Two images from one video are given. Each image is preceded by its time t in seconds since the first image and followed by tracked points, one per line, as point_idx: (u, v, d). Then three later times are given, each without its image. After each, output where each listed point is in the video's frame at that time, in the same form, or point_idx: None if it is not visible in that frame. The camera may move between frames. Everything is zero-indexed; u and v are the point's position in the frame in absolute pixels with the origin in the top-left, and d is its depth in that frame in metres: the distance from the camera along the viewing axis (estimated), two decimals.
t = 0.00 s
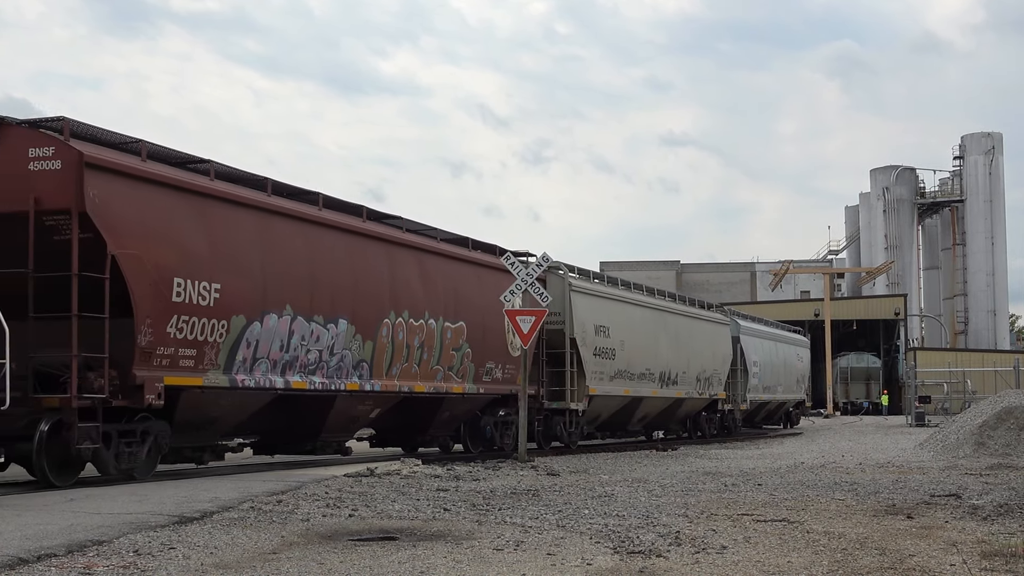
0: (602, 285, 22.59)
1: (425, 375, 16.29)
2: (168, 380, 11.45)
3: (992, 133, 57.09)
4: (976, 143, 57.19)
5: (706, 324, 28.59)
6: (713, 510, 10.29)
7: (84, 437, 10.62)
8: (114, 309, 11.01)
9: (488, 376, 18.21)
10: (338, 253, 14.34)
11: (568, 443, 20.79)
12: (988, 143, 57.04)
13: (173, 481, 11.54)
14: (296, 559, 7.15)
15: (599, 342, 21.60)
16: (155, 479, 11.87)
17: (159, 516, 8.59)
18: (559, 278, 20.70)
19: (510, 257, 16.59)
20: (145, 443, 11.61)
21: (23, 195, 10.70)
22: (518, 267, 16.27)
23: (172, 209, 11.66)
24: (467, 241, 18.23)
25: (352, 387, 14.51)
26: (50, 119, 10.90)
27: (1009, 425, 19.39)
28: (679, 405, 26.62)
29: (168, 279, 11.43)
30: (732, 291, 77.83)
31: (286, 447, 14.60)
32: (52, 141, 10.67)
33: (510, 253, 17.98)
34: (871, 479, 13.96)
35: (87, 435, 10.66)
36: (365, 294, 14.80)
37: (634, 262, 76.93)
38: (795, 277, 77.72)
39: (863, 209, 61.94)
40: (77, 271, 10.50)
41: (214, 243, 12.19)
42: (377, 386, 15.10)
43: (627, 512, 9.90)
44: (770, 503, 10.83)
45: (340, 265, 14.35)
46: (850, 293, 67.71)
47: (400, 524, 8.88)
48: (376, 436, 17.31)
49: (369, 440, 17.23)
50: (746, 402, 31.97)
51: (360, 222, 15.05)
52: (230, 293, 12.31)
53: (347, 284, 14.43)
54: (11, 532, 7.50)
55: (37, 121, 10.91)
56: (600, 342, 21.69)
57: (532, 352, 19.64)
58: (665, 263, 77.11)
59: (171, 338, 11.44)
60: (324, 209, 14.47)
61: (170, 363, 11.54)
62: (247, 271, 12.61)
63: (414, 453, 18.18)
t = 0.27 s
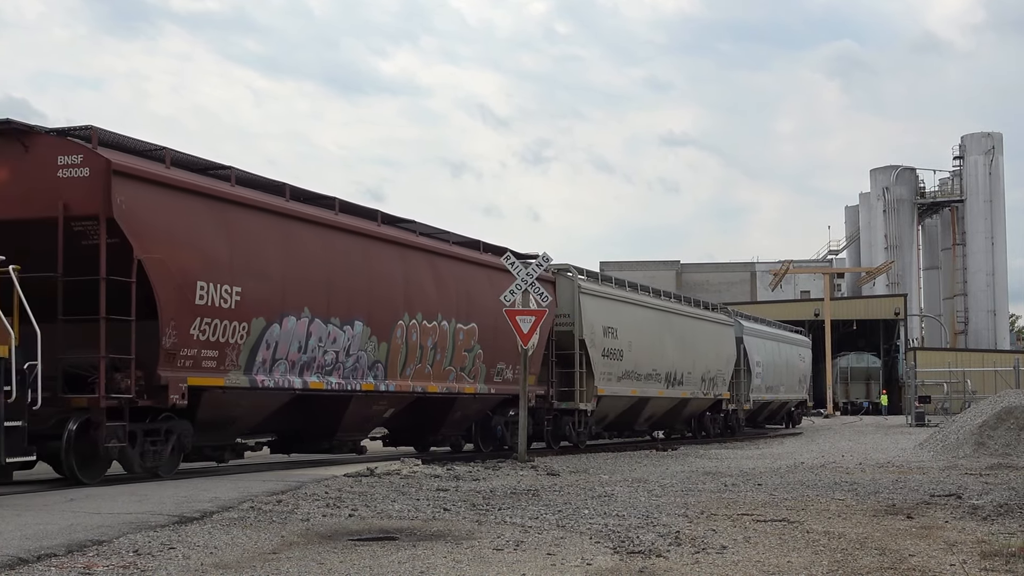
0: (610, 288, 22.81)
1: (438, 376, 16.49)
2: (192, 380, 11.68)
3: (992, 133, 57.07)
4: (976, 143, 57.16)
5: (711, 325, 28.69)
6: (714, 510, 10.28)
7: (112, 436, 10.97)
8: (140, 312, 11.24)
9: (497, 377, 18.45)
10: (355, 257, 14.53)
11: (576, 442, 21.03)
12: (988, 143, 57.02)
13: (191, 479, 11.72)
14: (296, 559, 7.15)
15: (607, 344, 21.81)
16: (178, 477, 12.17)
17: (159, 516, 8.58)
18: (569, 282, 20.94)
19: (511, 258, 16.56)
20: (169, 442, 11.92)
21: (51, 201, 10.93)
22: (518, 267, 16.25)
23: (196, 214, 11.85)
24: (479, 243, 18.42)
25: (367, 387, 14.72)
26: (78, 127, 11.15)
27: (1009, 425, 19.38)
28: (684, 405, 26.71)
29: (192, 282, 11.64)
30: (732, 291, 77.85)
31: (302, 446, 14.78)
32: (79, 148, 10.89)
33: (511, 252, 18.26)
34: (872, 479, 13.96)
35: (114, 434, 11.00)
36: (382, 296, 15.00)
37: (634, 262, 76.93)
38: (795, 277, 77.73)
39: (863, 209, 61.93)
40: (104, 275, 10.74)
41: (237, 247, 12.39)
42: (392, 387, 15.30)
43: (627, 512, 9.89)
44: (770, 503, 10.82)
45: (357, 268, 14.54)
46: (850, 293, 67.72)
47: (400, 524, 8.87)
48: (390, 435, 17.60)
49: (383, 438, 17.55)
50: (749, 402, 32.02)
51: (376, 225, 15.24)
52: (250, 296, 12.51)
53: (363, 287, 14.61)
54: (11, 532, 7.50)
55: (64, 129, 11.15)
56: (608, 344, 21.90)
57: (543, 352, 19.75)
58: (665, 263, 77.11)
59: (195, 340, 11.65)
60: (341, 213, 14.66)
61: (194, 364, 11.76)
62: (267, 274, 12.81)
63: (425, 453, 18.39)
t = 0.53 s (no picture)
0: (618, 290, 23.14)
1: (450, 377, 16.86)
2: (214, 381, 12.00)
3: (992, 133, 57.07)
4: (976, 143, 57.16)
5: (717, 326, 28.88)
6: (714, 510, 10.28)
7: (138, 434, 11.35)
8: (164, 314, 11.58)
9: (508, 378, 18.81)
10: (371, 261, 14.90)
11: (584, 442, 21.34)
12: (988, 143, 57.01)
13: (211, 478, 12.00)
14: (296, 559, 7.16)
15: (616, 345, 22.13)
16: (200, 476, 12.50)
17: (159, 516, 8.59)
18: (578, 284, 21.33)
19: (512, 258, 16.57)
20: (192, 441, 12.26)
21: (79, 208, 11.35)
22: (518, 267, 16.24)
23: (219, 220, 12.22)
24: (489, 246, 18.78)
25: (381, 387, 15.07)
26: (104, 135, 11.57)
27: (1010, 425, 19.38)
28: (690, 406, 26.91)
29: (215, 285, 11.99)
30: (732, 291, 77.85)
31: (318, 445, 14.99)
32: (106, 157, 11.29)
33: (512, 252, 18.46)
34: (872, 479, 13.97)
35: (139, 432, 11.38)
36: (396, 299, 15.37)
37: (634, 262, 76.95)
38: (796, 277, 77.73)
39: (863, 209, 61.92)
40: (130, 278, 11.10)
41: (258, 252, 12.77)
42: (406, 387, 15.65)
43: (627, 513, 9.89)
44: (770, 504, 10.82)
45: (373, 272, 14.91)
46: (851, 293, 67.73)
47: (401, 524, 8.87)
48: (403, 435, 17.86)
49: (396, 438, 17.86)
50: (753, 402, 32.07)
51: (390, 230, 15.63)
52: (271, 300, 12.88)
53: (379, 290, 14.98)
54: (11, 532, 7.51)
55: (91, 138, 11.58)
56: (617, 345, 22.22)
57: (551, 354, 20.17)
58: (666, 263, 77.13)
59: (217, 342, 11.99)
60: (357, 218, 15.06)
61: (216, 365, 12.08)
62: (287, 278, 13.17)
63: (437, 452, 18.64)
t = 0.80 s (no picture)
0: (625, 291, 23.51)
1: (462, 377, 17.05)
2: (235, 382, 12.18)
3: (992, 133, 57.04)
4: (976, 143, 57.13)
5: (720, 327, 29.23)
6: (714, 510, 10.27)
7: (161, 433, 11.50)
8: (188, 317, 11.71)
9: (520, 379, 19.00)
10: (386, 264, 15.11)
11: (592, 441, 21.84)
12: (988, 143, 56.97)
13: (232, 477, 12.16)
14: (296, 559, 7.14)
15: (623, 346, 22.55)
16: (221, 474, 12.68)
17: (159, 516, 8.57)
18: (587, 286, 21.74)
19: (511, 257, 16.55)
20: (214, 440, 12.40)
21: (105, 213, 11.44)
22: (518, 267, 16.22)
23: (239, 225, 12.39)
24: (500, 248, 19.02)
25: (396, 388, 15.21)
26: (129, 143, 11.69)
27: (1009, 425, 19.38)
28: (695, 405, 27.30)
29: (237, 289, 12.18)
30: (732, 291, 77.86)
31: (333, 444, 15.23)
32: (132, 163, 11.40)
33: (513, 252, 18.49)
34: (871, 478, 13.97)
35: (163, 431, 11.54)
36: (410, 302, 15.59)
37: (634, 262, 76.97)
38: (796, 277, 77.74)
39: (863, 209, 61.91)
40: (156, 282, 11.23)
41: (278, 256, 12.96)
42: (420, 387, 15.82)
43: (627, 512, 9.87)
44: (770, 503, 10.80)
45: (388, 275, 15.13)
46: (850, 293, 67.74)
47: (400, 525, 8.86)
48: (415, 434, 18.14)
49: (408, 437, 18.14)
50: (755, 402, 32.13)
51: (404, 234, 15.82)
52: (290, 302, 13.07)
53: (393, 293, 15.19)
54: (10, 532, 7.49)
55: (116, 145, 11.70)
56: (624, 346, 22.64)
57: (560, 355, 20.43)
58: (665, 263, 77.14)
59: (238, 344, 12.17)
60: (372, 222, 15.24)
61: (236, 366, 12.27)
62: (305, 281, 13.36)
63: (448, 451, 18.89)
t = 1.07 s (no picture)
0: (631, 293, 23.89)
1: (474, 378, 17.54)
2: (255, 382, 12.68)
3: (992, 133, 57.00)
4: (976, 143, 57.11)
5: (725, 328, 29.49)
6: (713, 510, 10.30)
7: (184, 433, 11.89)
8: (210, 319, 12.23)
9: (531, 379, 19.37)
10: (399, 267, 15.64)
11: (601, 441, 22.19)
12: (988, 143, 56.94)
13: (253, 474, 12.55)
14: (296, 560, 7.15)
15: (630, 348, 22.88)
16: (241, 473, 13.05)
17: (159, 516, 8.59)
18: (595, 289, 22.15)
19: (512, 257, 16.58)
20: (234, 439, 12.81)
21: (129, 218, 11.94)
22: (518, 267, 16.24)
23: (258, 230, 12.91)
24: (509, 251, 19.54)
25: (409, 389, 15.72)
26: (152, 151, 12.21)
27: (1010, 425, 19.39)
28: (700, 405, 27.60)
29: (257, 292, 12.68)
30: (732, 291, 77.90)
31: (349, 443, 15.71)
32: (156, 170, 11.93)
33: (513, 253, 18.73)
34: (871, 479, 14.00)
35: (186, 430, 11.94)
36: (423, 304, 16.10)
37: (634, 262, 77.03)
38: (796, 277, 77.73)
39: (863, 209, 61.96)
40: (180, 285, 11.74)
41: (296, 259, 13.47)
42: (432, 388, 16.29)
43: (627, 512, 9.90)
44: (769, 503, 10.83)
45: (401, 277, 15.64)
46: (851, 293, 67.74)
47: (400, 525, 8.88)
48: (427, 434, 18.63)
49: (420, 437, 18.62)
50: (759, 402, 32.20)
51: (415, 239, 16.34)
52: (309, 304, 13.56)
53: (407, 295, 15.71)
54: (10, 532, 7.51)
55: (140, 153, 12.23)
56: (631, 347, 22.95)
57: (570, 356, 20.91)
58: (666, 263, 77.21)
59: (259, 345, 12.65)
60: (384, 226, 15.77)
61: (257, 367, 12.75)
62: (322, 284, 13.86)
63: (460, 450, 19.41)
